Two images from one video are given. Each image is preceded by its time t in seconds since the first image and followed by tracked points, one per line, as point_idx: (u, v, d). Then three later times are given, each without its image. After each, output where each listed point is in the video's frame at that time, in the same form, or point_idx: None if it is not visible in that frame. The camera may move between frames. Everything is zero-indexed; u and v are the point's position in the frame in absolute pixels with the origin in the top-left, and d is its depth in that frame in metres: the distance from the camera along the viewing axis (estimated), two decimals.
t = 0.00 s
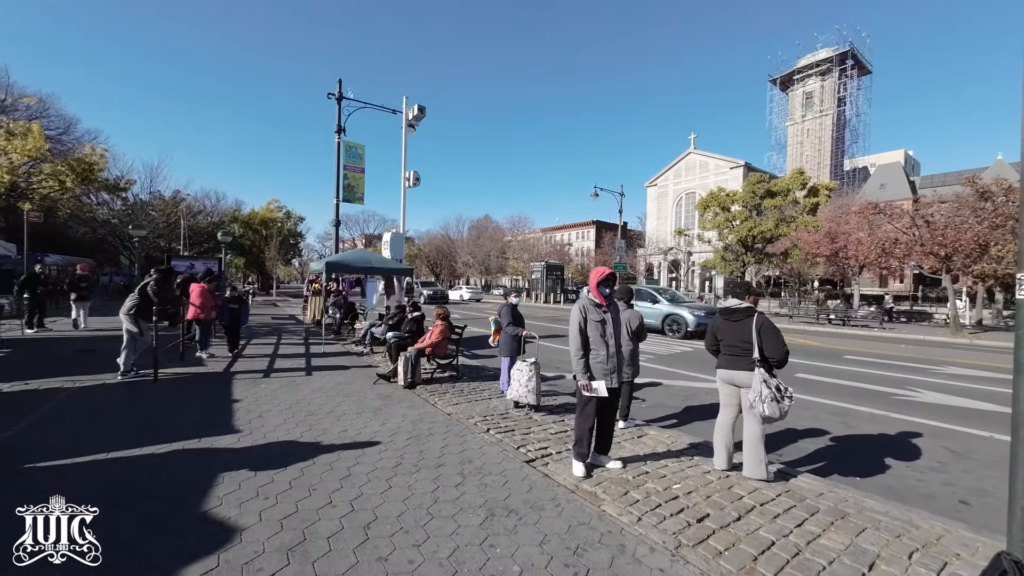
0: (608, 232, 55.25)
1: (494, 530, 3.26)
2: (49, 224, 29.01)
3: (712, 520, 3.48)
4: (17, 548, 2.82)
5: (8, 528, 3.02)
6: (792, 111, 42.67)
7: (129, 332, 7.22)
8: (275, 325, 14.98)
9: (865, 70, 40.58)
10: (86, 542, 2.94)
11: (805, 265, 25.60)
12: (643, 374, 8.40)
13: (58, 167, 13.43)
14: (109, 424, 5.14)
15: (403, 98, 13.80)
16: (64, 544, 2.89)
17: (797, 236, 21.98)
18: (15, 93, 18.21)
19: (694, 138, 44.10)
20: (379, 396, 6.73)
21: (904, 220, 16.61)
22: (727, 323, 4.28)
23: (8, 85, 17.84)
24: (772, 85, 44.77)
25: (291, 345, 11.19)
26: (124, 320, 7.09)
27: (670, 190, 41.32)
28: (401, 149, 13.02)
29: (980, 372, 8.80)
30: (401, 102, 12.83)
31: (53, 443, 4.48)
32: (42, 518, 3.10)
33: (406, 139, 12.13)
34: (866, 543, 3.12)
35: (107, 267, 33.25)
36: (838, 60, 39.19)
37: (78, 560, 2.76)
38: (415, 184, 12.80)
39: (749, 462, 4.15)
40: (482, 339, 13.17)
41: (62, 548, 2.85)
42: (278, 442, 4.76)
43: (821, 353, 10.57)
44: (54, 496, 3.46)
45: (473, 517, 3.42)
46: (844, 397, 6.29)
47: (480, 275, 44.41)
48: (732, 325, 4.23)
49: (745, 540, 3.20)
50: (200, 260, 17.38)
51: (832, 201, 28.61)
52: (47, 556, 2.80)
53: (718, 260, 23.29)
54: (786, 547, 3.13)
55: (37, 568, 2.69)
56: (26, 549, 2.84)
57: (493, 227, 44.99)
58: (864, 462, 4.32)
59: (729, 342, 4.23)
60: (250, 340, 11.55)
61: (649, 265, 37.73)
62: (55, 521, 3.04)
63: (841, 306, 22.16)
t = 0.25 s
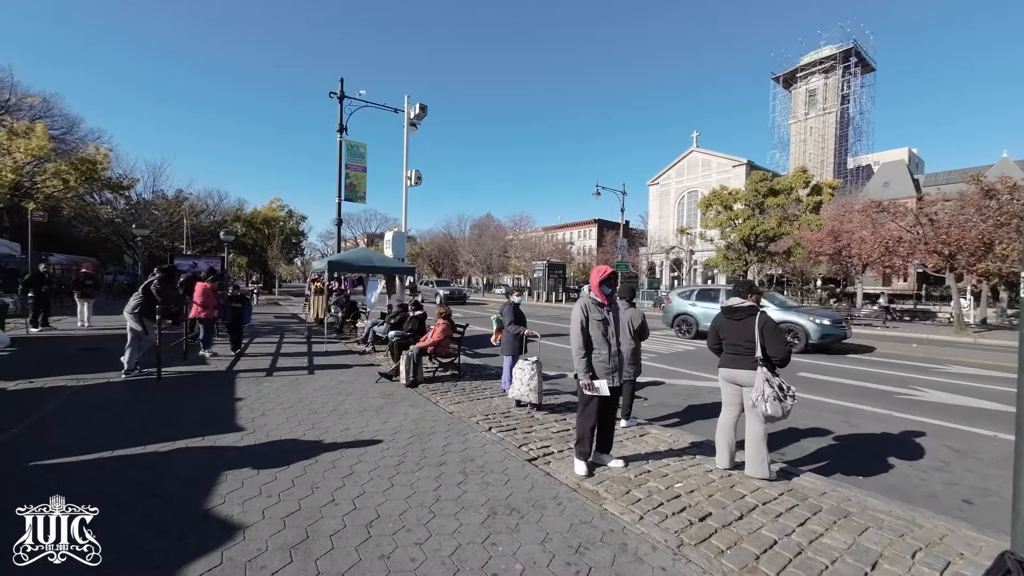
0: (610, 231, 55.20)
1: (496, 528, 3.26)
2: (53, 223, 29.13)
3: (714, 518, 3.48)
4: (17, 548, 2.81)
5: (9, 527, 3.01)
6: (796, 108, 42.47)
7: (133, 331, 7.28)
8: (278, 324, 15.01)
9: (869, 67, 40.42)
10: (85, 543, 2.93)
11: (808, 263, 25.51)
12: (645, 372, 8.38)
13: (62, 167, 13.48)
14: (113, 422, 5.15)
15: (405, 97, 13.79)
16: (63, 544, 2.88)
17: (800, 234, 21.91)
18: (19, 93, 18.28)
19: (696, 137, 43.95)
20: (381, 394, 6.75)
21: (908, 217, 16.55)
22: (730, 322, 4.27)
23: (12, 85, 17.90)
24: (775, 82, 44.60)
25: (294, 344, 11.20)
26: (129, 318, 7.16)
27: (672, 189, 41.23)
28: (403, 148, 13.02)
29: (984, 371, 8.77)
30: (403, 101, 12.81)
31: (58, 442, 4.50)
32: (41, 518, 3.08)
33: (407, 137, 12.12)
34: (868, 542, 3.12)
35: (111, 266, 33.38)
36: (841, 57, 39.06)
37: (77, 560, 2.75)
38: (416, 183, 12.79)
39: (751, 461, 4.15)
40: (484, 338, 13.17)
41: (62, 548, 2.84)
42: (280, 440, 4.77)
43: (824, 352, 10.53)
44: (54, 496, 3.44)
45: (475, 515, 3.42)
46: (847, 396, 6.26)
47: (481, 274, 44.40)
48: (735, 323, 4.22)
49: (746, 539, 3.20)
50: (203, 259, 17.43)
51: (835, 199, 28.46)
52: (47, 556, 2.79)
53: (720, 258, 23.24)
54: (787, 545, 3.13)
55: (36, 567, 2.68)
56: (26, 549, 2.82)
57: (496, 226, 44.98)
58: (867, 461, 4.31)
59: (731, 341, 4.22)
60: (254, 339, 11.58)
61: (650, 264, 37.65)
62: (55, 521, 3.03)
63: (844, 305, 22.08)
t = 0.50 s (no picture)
0: (613, 229, 55.12)
1: (498, 526, 3.26)
2: (58, 223, 29.27)
3: (717, 518, 3.47)
4: (17, 548, 2.80)
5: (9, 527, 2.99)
6: (799, 106, 42.31)
7: (138, 330, 7.28)
8: (281, 323, 15.05)
9: (874, 64, 40.18)
10: (86, 542, 2.91)
11: (812, 261, 25.41)
12: (648, 371, 8.37)
13: (68, 167, 13.55)
14: (116, 421, 5.16)
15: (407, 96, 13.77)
16: (64, 543, 2.86)
17: (804, 233, 21.81)
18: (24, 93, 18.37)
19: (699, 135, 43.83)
20: (384, 393, 6.76)
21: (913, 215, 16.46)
22: (733, 321, 4.26)
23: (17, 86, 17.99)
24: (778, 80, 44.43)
25: (297, 342, 11.23)
26: (134, 318, 7.12)
27: (674, 187, 41.16)
28: (406, 147, 13.01)
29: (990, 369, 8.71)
30: (405, 100, 12.82)
31: (62, 440, 4.51)
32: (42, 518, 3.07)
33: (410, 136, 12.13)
34: (871, 541, 3.10)
35: (116, 266, 33.54)
36: (846, 54, 38.81)
37: (77, 559, 2.74)
38: (419, 181, 12.80)
39: (754, 460, 4.13)
40: (487, 337, 13.18)
41: (62, 548, 2.82)
42: (283, 438, 4.78)
43: (829, 350, 10.48)
44: (53, 496, 3.42)
45: (477, 513, 3.42)
46: (851, 395, 6.23)
47: (483, 273, 44.42)
48: (738, 322, 4.21)
49: (749, 537, 3.19)
50: (207, 258, 17.51)
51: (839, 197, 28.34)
52: (47, 555, 2.78)
53: (724, 257, 23.18)
54: (790, 545, 3.11)
55: (36, 567, 2.67)
56: (26, 549, 2.81)
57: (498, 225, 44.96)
58: (870, 460, 4.29)
59: (734, 339, 4.21)
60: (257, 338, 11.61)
61: (653, 262, 37.59)
62: (56, 520, 3.02)
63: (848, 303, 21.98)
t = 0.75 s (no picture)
0: (618, 228, 55.02)
1: (502, 524, 3.25)
2: (68, 223, 29.55)
3: (722, 518, 3.44)
4: (17, 548, 2.78)
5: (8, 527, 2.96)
6: (806, 103, 42.04)
7: (146, 329, 7.34)
8: (287, 322, 15.13)
9: (883, 60, 39.81)
10: (86, 542, 2.89)
11: (819, 260, 25.23)
12: (654, 370, 8.33)
13: (77, 168, 13.64)
14: (123, 418, 5.19)
15: (411, 94, 13.75)
16: (64, 543, 2.84)
17: (810, 231, 21.66)
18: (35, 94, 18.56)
19: (705, 133, 43.64)
20: (389, 391, 6.77)
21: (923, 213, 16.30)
22: (739, 320, 4.22)
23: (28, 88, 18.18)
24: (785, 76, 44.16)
25: (303, 341, 11.28)
26: (141, 316, 7.20)
27: (680, 186, 41.00)
28: (410, 145, 13.02)
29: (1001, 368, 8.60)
30: (410, 99, 12.82)
31: (72, 437, 4.55)
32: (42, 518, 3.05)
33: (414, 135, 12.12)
34: (879, 542, 3.07)
35: (124, 265, 33.81)
36: (854, 49, 38.43)
37: (78, 559, 2.72)
38: (423, 180, 12.80)
39: (759, 461, 4.10)
40: (492, 336, 13.17)
41: (62, 548, 2.80)
42: (288, 436, 4.79)
43: (837, 350, 10.39)
44: (53, 496, 3.39)
45: (481, 512, 3.41)
46: (858, 395, 6.18)
47: (488, 271, 44.44)
48: (743, 321, 4.17)
49: (754, 538, 3.17)
50: (214, 257, 17.62)
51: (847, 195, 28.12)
52: (48, 555, 2.76)
53: (729, 255, 23.07)
54: (796, 545, 3.09)
55: (36, 567, 2.65)
56: (26, 549, 2.79)
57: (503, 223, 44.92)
58: (878, 461, 4.24)
59: (739, 339, 4.18)
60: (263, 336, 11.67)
61: (658, 261, 37.46)
62: (57, 520, 3.00)
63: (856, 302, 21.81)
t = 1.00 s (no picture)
0: (627, 227, 54.77)
1: (509, 524, 3.24)
2: (83, 223, 30.04)
3: (731, 520, 3.40)
4: (16, 548, 2.75)
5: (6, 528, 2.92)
6: (819, 99, 41.54)
7: (159, 328, 7.41)
8: (297, 320, 15.24)
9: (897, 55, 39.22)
10: (87, 542, 2.85)
11: (831, 260, 24.92)
12: (662, 370, 8.27)
13: (92, 169, 13.82)
14: (137, 415, 5.25)
15: (419, 94, 13.77)
16: (64, 543, 2.80)
17: (822, 230, 21.42)
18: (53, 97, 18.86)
19: (715, 131, 43.27)
20: (397, 390, 6.78)
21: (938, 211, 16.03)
22: (749, 320, 4.16)
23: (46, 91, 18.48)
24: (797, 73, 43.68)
25: (312, 340, 11.35)
26: (154, 315, 7.27)
27: (689, 184, 40.72)
28: (418, 145, 13.03)
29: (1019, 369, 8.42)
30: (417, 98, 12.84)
31: (87, 433, 4.60)
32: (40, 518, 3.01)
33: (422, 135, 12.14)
34: (893, 547, 3.01)
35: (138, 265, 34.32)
36: (868, 45, 37.88)
37: (77, 560, 2.68)
38: (431, 180, 12.81)
39: (769, 462, 4.06)
40: (499, 335, 13.15)
41: (62, 548, 2.76)
42: (297, 434, 4.81)
43: (850, 351, 10.24)
44: (52, 496, 3.35)
45: (489, 511, 3.40)
46: (871, 396, 6.08)
47: (495, 271, 44.46)
48: (753, 321, 4.12)
49: (764, 540, 3.13)
50: (226, 256, 17.80)
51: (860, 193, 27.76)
52: (48, 555, 2.72)
53: (739, 255, 22.88)
54: (807, 548, 3.04)
55: (36, 568, 2.61)
56: (25, 549, 2.75)
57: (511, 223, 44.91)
58: (891, 463, 4.17)
59: (750, 339, 4.12)
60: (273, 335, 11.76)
61: (667, 260, 37.24)
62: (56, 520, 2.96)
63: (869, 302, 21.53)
